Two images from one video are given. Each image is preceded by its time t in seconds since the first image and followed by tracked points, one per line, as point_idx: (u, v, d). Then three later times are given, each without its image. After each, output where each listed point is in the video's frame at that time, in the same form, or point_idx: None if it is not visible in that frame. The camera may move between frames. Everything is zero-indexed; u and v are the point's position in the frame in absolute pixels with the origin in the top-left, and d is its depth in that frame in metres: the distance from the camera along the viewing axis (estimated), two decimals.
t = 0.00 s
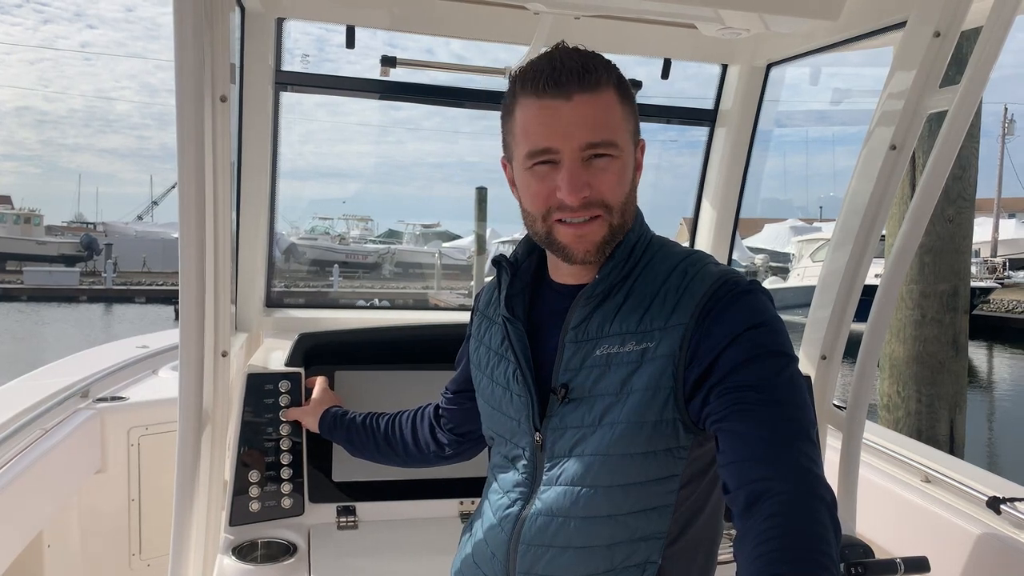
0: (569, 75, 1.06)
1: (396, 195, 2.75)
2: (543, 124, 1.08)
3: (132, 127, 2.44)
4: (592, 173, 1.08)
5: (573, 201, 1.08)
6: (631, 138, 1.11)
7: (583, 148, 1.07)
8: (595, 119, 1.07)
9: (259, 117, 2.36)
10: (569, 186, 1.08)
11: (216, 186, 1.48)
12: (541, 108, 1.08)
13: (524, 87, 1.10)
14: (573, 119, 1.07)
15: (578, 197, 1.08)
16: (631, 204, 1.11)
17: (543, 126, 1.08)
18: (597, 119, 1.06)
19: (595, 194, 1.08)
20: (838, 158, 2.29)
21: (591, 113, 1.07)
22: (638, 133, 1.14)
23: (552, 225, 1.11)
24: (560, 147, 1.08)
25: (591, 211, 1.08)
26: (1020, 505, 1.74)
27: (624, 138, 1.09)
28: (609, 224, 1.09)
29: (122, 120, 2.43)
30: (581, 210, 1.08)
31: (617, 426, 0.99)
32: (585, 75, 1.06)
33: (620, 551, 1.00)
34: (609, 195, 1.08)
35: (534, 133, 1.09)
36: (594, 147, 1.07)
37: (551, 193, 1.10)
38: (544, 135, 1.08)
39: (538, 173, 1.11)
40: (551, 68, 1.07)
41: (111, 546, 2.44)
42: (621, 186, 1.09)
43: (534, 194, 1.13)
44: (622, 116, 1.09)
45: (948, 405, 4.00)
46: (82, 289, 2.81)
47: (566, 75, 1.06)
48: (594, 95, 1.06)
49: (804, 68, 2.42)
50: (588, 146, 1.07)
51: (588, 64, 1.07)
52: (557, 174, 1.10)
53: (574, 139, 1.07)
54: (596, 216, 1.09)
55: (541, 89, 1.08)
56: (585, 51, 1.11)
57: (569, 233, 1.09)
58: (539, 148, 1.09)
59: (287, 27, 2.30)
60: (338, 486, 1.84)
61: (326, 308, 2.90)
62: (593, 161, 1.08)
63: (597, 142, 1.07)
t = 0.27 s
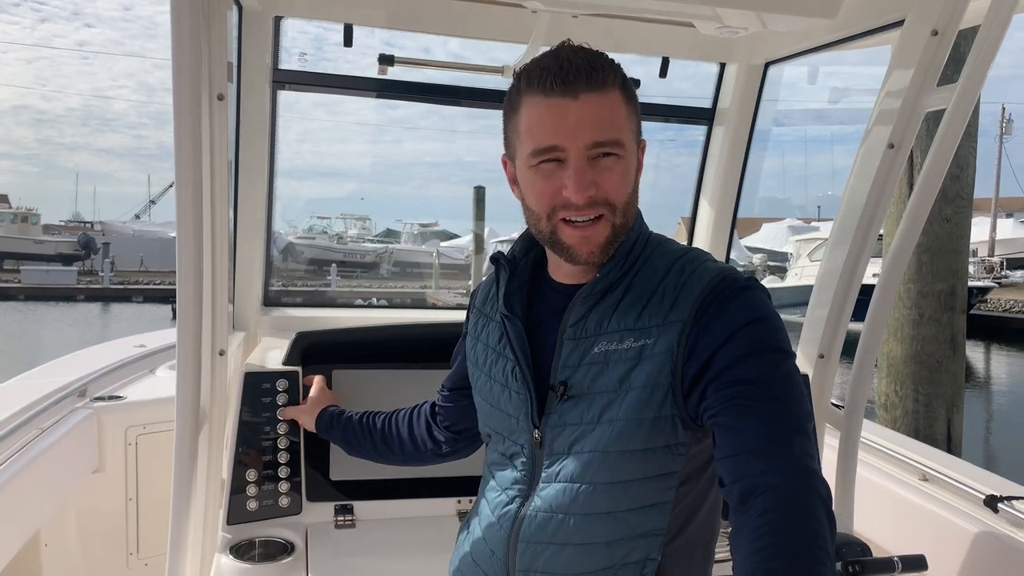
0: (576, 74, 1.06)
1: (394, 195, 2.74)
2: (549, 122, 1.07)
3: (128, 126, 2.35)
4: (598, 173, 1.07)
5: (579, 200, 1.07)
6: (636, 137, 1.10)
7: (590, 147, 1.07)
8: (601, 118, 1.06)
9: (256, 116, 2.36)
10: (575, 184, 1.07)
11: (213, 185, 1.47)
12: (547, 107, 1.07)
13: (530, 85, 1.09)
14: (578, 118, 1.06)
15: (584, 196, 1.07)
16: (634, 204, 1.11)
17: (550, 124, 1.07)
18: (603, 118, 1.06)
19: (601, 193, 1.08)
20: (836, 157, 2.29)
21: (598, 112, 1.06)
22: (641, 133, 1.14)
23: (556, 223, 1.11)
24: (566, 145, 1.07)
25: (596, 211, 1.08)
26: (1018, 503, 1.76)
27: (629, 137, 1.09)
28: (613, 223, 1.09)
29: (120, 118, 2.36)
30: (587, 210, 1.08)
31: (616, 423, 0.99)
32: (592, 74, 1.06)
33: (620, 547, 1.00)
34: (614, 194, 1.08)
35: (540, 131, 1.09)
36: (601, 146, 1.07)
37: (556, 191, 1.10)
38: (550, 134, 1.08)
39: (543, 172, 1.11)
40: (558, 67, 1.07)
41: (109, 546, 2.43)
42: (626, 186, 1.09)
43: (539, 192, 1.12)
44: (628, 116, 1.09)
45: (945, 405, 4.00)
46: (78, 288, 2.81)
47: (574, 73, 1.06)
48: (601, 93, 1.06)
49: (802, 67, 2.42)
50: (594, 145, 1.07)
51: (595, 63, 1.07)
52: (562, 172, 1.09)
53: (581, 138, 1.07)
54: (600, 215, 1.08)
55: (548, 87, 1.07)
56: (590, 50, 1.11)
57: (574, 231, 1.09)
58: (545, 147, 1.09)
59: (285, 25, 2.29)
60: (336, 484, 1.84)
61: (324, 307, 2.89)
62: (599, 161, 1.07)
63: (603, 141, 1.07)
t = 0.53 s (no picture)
0: (581, 68, 1.06)
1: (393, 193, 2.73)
2: (554, 117, 1.07)
3: (126, 124, 2.33)
4: (603, 167, 1.07)
5: (585, 195, 1.07)
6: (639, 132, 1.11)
7: (597, 141, 1.07)
8: (606, 112, 1.06)
9: (254, 113, 2.36)
10: (581, 179, 1.07)
11: (211, 183, 1.47)
12: (552, 102, 1.07)
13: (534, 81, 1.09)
14: (582, 112, 1.06)
15: (591, 190, 1.07)
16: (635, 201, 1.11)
17: (555, 119, 1.07)
18: (607, 114, 1.06)
19: (608, 187, 1.07)
20: (835, 155, 2.29)
21: (603, 107, 1.06)
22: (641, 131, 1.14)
23: (561, 219, 1.10)
24: (572, 140, 1.07)
25: (601, 206, 1.08)
26: (1014, 501, 1.78)
27: (633, 132, 1.09)
28: (619, 217, 1.09)
29: (117, 116, 2.33)
30: (592, 205, 1.08)
31: (613, 419, 0.99)
32: (597, 68, 1.06)
33: (618, 544, 1.00)
34: (621, 188, 1.08)
35: (544, 126, 1.08)
36: (607, 140, 1.07)
37: (561, 186, 1.09)
38: (555, 128, 1.07)
39: (547, 167, 1.10)
40: (562, 62, 1.07)
41: (106, 544, 2.43)
42: (629, 181, 1.09)
43: (543, 188, 1.11)
44: (631, 111, 1.09)
45: (943, 403, 4.00)
46: (76, 287, 2.80)
47: (578, 67, 1.06)
48: (606, 88, 1.06)
49: (801, 65, 2.42)
50: (599, 140, 1.07)
51: (598, 58, 1.07)
52: (568, 167, 1.09)
53: (587, 132, 1.06)
54: (607, 209, 1.08)
55: (553, 82, 1.07)
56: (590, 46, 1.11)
57: (580, 226, 1.08)
58: (550, 141, 1.08)
59: (283, 23, 2.29)
60: (334, 482, 1.84)
61: (322, 305, 2.88)
62: (605, 155, 1.07)
63: (609, 135, 1.07)
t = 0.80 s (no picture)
0: (488, 100, 1.06)
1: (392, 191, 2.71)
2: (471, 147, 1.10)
3: (124, 121, 2.36)
4: (504, 197, 1.07)
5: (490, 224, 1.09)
6: (561, 158, 1.04)
7: (499, 172, 1.06)
8: (507, 144, 1.05)
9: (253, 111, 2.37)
10: (486, 208, 1.09)
11: (210, 181, 1.47)
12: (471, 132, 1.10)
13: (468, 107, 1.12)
14: (485, 143, 1.07)
15: (492, 220, 1.09)
16: (556, 227, 1.06)
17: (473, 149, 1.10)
18: (502, 146, 1.05)
19: (510, 217, 1.07)
20: (833, 154, 2.29)
21: (504, 138, 1.05)
22: (581, 148, 1.04)
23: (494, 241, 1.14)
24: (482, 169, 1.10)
25: (510, 233, 1.09)
26: (1014, 501, 1.79)
27: (541, 160, 1.04)
28: (528, 245, 1.08)
29: (115, 113, 2.36)
30: (502, 232, 1.09)
31: (616, 421, 1.00)
32: (496, 99, 1.05)
33: (616, 545, 1.01)
34: (524, 219, 1.06)
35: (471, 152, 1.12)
36: (506, 171, 1.06)
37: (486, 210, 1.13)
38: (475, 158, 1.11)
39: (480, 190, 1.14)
40: (478, 91, 1.08)
41: (105, 542, 2.43)
42: (535, 209, 1.06)
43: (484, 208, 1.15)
44: (544, 138, 1.03)
45: (940, 401, 4.00)
46: (74, 284, 2.77)
47: (486, 99, 1.06)
48: (508, 118, 1.04)
49: (799, 64, 2.42)
50: (501, 170, 1.06)
51: (513, 86, 1.05)
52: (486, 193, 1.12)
53: (489, 165, 1.07)
54: (516, 238, 1.08)
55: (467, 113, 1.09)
56: (529, 64, 1.06)
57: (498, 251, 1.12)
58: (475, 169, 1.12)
59: (281, 21, 2.29)
60: (333, 482, 1.84)
61: (320, 303, 2.89)
62: (506, 186, 1.06)
63: (509, 167, 1.05)
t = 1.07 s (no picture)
0: (447, 125, 1.13)
1: (392, 189, 2.70)
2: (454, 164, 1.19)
3: (122, 119, 2.38)
4: (470, 212, 1.14)
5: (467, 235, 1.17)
6: (503, 178, 1.07)
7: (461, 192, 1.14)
8: (460, 167, 1.11)
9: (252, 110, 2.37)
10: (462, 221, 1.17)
11: (209, 180, 1.47)
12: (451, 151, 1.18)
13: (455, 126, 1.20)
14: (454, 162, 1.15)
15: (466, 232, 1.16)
16: (510, 241, 1.10)
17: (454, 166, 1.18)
18: (457, 167, 1.12)
19: (478, 232, 1.14)
20: (832, 154, 2.29)
21: (458, 162, 1.11)
22: (519, 169, 1.06)
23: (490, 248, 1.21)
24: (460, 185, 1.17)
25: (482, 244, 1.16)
26: (1012, 500, 1.79)
27: (484, 181, 1.09)
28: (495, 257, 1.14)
29: (113, 112, 2.38)
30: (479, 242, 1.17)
31: (617, 420, 1.00)
32: (451, 123, 1.12)
33: (616, 543, 1.01)
34: (486, 234, 1.12)
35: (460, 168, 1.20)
36: (465, 192, 1.12)
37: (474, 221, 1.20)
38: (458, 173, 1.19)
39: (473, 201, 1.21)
40: (447, 116, 1.15)
41: (103, 540, 2.43)
42: (490, 224, 1.11)
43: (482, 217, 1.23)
44: (485, 160, 1.08)
45: (938, 400, 4.01)
46: (72, 283, 2.75)
47: (448, 124, 1.13)
48: (457, 143, 1.11)
49: (798, 63, 2.42)
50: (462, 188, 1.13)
51: (461, 114, 1.10)
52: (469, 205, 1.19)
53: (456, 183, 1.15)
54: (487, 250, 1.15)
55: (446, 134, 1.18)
56: (481, 87, 1.10)
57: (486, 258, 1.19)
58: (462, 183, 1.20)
59: (280, 19, 2.29)
60: (331, 480, 1.85)
61: (319, 302, 2.89)
62: (468, 204, 1.13)
63: (465, 188, 1.12)
